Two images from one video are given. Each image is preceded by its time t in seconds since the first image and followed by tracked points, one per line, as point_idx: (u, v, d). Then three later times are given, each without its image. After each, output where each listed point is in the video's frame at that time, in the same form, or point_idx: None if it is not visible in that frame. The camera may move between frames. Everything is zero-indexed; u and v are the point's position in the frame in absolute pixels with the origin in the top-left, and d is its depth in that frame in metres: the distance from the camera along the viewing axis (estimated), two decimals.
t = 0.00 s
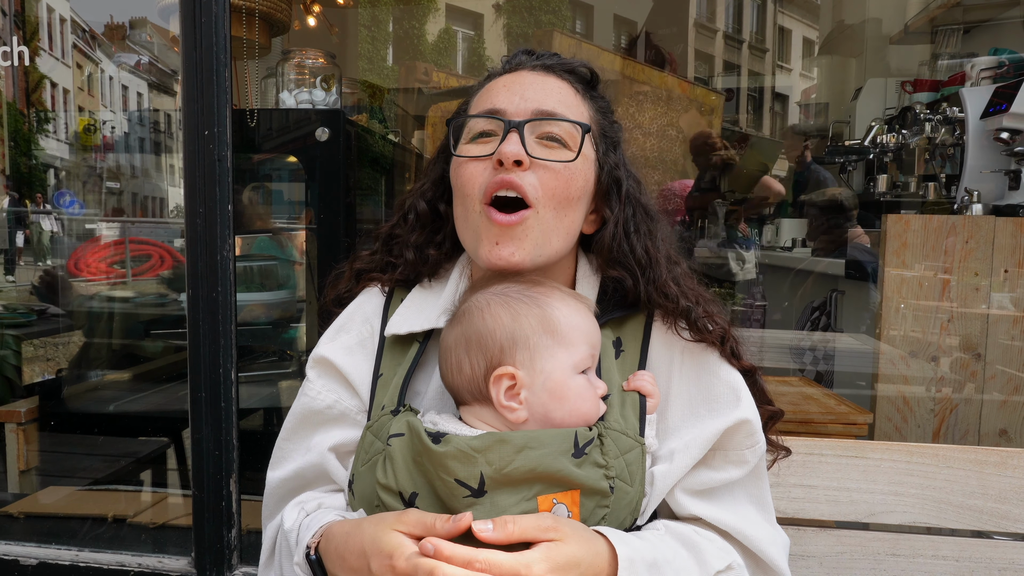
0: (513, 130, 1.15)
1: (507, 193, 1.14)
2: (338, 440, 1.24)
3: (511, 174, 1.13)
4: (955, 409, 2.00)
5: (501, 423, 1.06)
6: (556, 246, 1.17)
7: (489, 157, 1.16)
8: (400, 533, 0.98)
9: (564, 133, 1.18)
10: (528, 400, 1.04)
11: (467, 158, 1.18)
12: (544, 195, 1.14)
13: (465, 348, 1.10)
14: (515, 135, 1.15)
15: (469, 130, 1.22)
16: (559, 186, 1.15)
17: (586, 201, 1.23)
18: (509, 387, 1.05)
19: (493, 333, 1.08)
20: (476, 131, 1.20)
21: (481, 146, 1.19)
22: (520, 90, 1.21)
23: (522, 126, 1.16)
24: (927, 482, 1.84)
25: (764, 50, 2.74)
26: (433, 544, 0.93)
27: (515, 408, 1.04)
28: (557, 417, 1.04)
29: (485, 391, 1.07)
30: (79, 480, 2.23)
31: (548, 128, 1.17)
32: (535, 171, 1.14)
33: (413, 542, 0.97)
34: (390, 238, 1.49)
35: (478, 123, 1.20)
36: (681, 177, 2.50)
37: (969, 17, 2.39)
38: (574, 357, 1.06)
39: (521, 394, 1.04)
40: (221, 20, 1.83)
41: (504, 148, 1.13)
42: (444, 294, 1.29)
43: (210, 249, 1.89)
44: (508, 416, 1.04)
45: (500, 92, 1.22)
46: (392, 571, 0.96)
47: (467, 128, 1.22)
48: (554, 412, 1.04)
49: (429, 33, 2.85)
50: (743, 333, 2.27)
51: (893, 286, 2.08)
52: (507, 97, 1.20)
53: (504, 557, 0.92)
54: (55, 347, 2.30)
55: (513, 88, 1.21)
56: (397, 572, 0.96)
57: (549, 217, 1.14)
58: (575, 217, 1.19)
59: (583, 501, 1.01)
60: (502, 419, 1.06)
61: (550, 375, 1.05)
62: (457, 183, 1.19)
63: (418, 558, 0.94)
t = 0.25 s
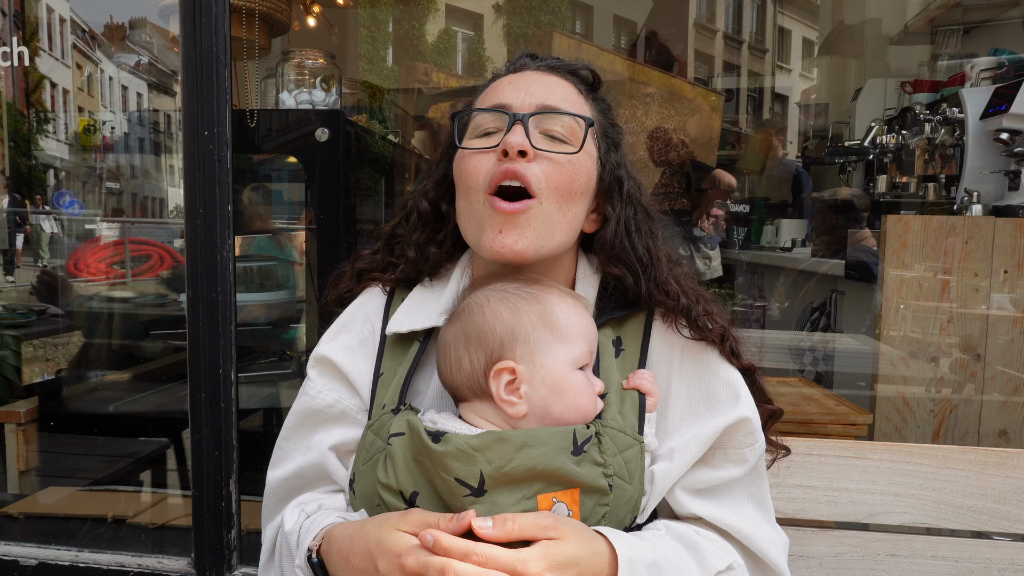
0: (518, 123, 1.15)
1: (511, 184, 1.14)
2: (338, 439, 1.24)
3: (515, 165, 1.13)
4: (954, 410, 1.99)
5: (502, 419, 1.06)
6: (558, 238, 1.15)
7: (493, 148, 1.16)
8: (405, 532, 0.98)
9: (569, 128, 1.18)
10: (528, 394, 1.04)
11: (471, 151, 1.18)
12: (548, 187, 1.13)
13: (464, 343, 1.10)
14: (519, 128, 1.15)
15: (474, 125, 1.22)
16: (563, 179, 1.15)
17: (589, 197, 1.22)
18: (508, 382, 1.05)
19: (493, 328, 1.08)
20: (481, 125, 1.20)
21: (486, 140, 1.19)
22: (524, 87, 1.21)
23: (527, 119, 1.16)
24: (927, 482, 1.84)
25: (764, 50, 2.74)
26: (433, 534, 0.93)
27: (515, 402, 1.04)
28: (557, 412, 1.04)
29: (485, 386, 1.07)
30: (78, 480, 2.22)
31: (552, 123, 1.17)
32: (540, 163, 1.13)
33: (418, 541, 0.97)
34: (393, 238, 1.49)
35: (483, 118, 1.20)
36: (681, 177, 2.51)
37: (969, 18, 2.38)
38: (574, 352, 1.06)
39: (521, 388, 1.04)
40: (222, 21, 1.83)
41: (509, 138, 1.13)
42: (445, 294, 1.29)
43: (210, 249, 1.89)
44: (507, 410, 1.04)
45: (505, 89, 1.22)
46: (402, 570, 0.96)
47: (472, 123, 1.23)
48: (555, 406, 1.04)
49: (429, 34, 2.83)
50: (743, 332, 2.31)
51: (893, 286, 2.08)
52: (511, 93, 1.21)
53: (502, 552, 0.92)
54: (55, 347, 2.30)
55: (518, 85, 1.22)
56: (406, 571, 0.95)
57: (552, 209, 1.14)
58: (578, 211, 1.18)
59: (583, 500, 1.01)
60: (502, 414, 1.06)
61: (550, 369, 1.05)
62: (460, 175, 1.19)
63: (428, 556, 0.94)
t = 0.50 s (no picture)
0: (521, 123, 1.16)
1: (514, 182, 1.14)
2: (337, 440, 1.24)
3: (519, 163, 1.13)
4: (954, 411, 1.99)
5: (504, 416, 1.06)
6: (561, 237, 1.16)
7: (497, 147, 1.16)
8: (402, 536, 0.98)
9: (572, 128, 1.18)
10: (532, 391, 1.04)
11: (474, 149, 1.18)
12: (552, 184, 1.13)
13: (468, 339, 1.09)
14: (523, 127, 1.15)
15: (477, 124, 1.22)
16: (566, 177, 1.15)
17: (590, 198, 1.23)
18: (513, 378, 1.05)
19: (498, 324, 1.08)
20: (483, 124, 1.20)
21: (488, 138, 1.19)
22: (527, 87, 1.21)
23: (530, 118, 1.16)
24: (927, 484, 1.84)
25: (764, 51, 2.75)
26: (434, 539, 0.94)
27: (520, 398, 1.04)
28: (560, 409, 1.04)
29: (488, 382, 1.07)
30: (78, 480, 2.22)
31: (556, 122, 1.17)
32: (544, 162, 1.14)
33: (417, 545, 0.97)
34: (394, 238, 1.48)
35: (486, 117, 1.20)
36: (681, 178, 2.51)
37: (969, 19, 2.39)
38: (578, 351, 1.07)
39: (525, 384, 1.04)
40: (222, 22, 1.83)
41: (513, 137, 1.13)
42: (445, 294, 1.29)
43: (210, 249, 1.89)
44: (512, 406, 1.04)
45: (508, 89, 1.22)
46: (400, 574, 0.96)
47: (474, 122, 1.22)
48: (557, 405, 1.04)
49: (429, 34, 2.86)
50: (742, 333, 2.31)
51: (892, 288, 2.08)
52: (514, 93, 1.21)
53: (501, 557, 0.93)
54: (55, 347, 2.30)
55: (520, 85, 1.22)
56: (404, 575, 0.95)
57: (556, 208, 1.14)
58: (580, 210, 1.18)
59: (582, 501, 1.01)
60: (504, 411, 1.06)
61: (555, 366, 1.05)
62: (462, 173, 1.18)
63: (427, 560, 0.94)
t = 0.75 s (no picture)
0: (522, 127, 1.15)
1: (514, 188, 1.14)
2: (334, 443, 1.24)
3: (518, 169, 1.13)
4: (954, 412, 1.99)
5: (502, 418, 1.06)
6: (561, 242, 1.16)
7: (497, 151, 1.16)
8: (396, 545, 0.98)
9: (573, 132, 1.18)
10: (530, 392, 1.04)
11: (473, 153, 1.18)
12: (552, 189, 1.13)
13: (467, 339, 1.09)
14: (523, 132, 1.15)
15: (476, 127, 1.21)
16: (567, 182, 1.15)
17: (590, 202, 1.23)
18: (512, 379, 1.05)
19: (497, 326, 1.08)
20: (483, 127, 1.20)
21: (487, 142, 1.19)
22: (527, 90, 1.21)
23: (531, 123, 1.16)
24: (926, 485, 1.84)
25: (764, 52, 2.82)
26: (428, 549, 0.94)
27: (518, 400, 1.04)
28: (558, 411, 1.04)
29: (487, 383, 1.07)
30: (78, 480, 2.22)
31: (556, 126, 1.17)
32: (544, 167, 1.14)
33: (413, 556, 0.96)
34: (393, 239, 1.48)
35: (485, 120, 1.20)
36: (680, 179, 2.53)
37: (969, 20, 2.37)
38: (577, 353, 1.07)
39: (524, 386, 1.04)
40: (222, 22, 1.83)
41: (513, 143, 1.13)
42: (442, 297, 1.29)
43: (210, 251, 1.89)
44: (510, 408, 1.04)
45: (509, 91, 1.22)
46: None
47: (474, 124, 1.22)
48: (556, 407, 1.04)
49: (430, 34, 2.88)
50: (742, 334, 2.30)
51: (892, 289, 2.08)
52: (514, 96, 1.20)
53: (498, 565, 0.92)
54: (55, 348, 2.30)
55: (521, 87, 1.22)
56: None
57: (557, 213, 1.14)
58: (580, 214, 1.19)
59: (580, 503, 1.01)
60: (502, 413, 1.06)
61: (554, 368, 1.05)
62: (461, 177, 1.18)
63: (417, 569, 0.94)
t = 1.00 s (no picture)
0: (524, 135, 1.15)
1: (515, 199, 1.14)
2: (332, 445, 1.24)
3: (520, 179, 1.13)
4: (954, 413, 1.99)
5: (499, 419, 1.06)
6: (561, 251, 1.17)
7: (498, 159, 1.15)
8: (382, 536, 0.99)
9: (574, 138, 1.18)
10: (527, 394, 1.04)
11: (475, 159, 1.17)
12: (553, 199, 1.14)
13: (464, 342, 1.10)
14: (525, 139, 1.15)
15: (478, 131, 1.21)
16: (568, 191, 1.15)
17: (590, 207, 1.23)
18: (509, 380, 1.05)
19: (494, 328, 1.08)
20: (484, 132, 1.20)
21: (489, 147, 1.18)
22: (529, 94, 1.21)
23: (533, 130, 1.16)
24: (926, 486, 1.84)
25: (764, 54, 2.86)
26: (426, 554, 0.94)
27: (515, 401, 1.04)
28: (555, 413, 1.04)
29: (484, 385, 1.07)
30: (78, 481, 2.22)
31: (558, 132, 1.17)
32: (545, 176, 1.14)
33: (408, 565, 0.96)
34: (391, 239, 1.49)
35: (488, 125, 1.20)
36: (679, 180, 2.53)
37: (968, 22, 2.36)
38: (574, 355, 1.07)
39: (520, 387, 1.04)
40: (222, 24, 1.83)
41: (515, 152, 1.13)
42: (440, 299, 1.29)
43: (210, 252, 1.89)
44: (507, 409, 1.04)
45: (510, 95, 1.22)
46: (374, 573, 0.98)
47: (475, 128, 1.22)
48: (553, 408, 1.04)
49: (430, 36, 2.90)
50: (741, 335, 2.31)
51: (891, 289, 2.09)
52: (516, 101, 1.20)
53: (499, 569, 0.92)
54: (55, 349, 2.31)
55: (523, 91, 1.21)
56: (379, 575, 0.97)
57: (558, 221, 1.14)
58: (580, 222, 1.19)
59: (577, 505, 1.01)
60: (499, 414, 1.06)
61: (550, 370, 1.05)
62: (462, 183, 1.18)
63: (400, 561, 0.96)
